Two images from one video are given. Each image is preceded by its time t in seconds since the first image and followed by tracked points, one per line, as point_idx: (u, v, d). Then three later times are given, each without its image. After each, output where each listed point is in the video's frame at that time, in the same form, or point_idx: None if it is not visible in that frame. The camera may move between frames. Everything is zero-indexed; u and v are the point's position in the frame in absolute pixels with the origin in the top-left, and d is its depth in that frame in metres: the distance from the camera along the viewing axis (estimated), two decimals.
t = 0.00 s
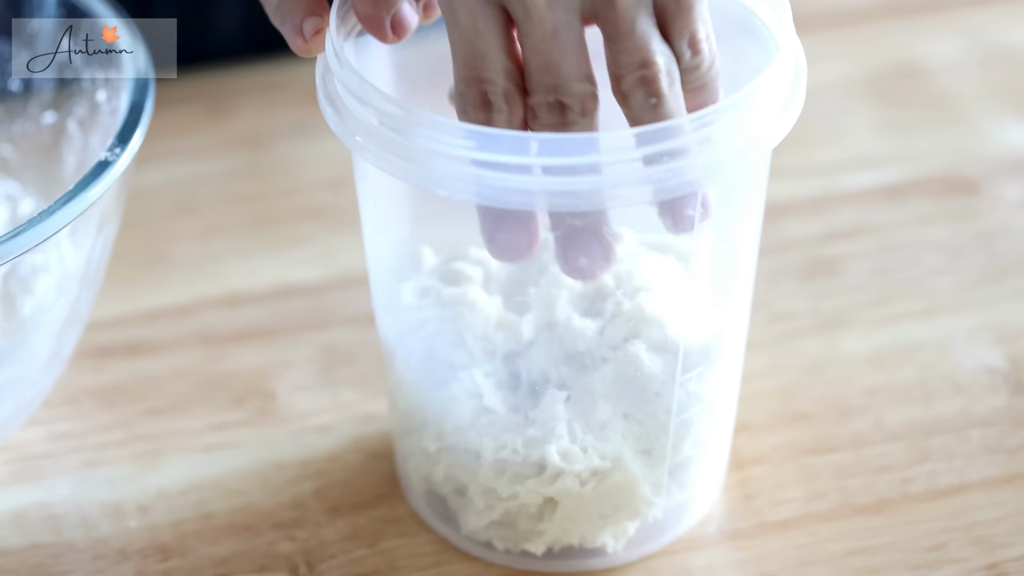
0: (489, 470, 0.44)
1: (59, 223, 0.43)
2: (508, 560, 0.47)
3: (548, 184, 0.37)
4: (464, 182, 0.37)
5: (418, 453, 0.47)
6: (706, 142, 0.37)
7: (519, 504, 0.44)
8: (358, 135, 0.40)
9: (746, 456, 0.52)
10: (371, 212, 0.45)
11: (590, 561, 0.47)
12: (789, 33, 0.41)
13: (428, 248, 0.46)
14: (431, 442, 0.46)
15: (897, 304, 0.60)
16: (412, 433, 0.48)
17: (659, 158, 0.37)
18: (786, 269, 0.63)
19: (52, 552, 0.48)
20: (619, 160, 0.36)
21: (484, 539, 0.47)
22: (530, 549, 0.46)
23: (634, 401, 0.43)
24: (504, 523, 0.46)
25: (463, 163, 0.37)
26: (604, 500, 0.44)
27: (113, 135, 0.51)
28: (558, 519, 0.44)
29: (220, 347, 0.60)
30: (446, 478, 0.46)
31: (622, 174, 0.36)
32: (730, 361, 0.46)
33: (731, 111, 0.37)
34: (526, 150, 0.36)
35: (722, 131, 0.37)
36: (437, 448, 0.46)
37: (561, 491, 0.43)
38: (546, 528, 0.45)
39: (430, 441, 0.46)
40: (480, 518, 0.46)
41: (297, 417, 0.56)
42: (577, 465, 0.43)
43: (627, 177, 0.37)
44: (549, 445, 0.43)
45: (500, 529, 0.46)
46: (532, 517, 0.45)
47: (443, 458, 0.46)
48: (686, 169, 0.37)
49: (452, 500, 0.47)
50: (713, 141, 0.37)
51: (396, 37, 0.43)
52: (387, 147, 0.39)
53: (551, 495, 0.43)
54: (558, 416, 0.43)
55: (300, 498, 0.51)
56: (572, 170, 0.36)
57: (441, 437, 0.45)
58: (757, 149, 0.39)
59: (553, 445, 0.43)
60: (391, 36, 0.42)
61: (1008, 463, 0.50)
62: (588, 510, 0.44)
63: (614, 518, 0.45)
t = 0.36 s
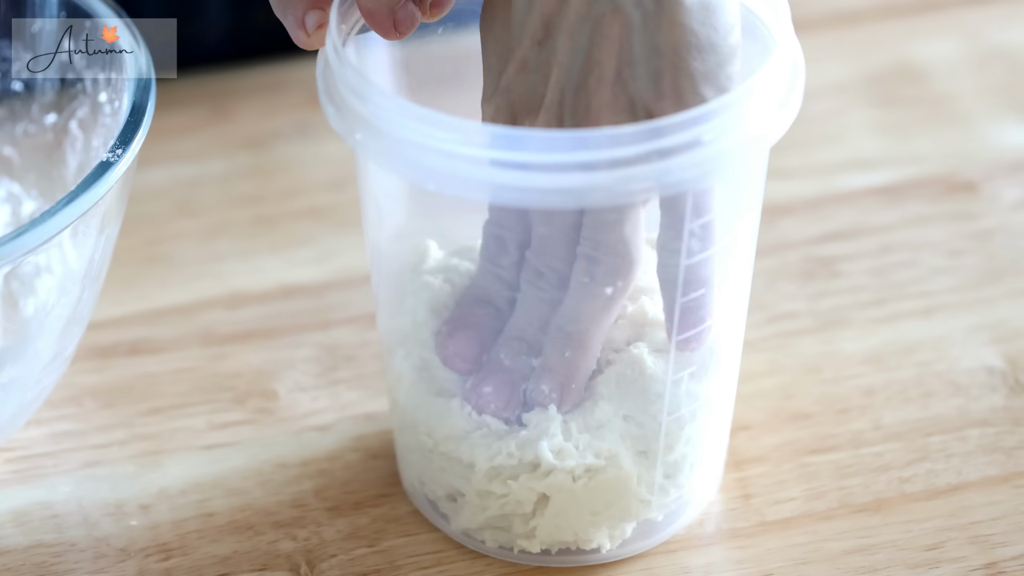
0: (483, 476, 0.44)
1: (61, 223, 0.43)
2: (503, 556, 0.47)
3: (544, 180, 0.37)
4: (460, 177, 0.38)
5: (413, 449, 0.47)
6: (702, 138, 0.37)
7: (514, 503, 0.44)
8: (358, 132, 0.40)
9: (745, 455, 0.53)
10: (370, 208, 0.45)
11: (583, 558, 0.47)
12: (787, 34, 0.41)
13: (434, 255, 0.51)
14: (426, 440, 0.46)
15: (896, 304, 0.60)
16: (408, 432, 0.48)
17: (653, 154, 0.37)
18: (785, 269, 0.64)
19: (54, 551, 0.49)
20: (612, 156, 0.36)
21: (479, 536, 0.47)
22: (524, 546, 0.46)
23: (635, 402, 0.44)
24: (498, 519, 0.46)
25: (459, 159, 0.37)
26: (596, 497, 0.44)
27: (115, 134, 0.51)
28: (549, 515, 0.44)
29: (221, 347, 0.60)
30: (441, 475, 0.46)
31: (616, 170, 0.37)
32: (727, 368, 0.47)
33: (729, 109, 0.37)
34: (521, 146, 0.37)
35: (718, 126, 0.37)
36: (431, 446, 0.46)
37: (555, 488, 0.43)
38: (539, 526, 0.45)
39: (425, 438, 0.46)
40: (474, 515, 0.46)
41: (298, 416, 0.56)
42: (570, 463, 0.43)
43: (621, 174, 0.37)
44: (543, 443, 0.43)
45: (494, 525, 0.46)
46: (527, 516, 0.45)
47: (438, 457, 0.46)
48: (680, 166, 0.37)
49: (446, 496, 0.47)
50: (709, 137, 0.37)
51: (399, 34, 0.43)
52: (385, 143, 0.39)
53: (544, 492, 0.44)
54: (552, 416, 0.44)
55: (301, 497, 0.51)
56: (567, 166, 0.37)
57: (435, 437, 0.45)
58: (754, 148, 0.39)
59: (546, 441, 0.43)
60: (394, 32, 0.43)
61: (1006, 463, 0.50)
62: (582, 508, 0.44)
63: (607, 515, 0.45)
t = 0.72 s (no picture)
0: (469, 473, 0.44)
1: (59, 223, 0.43)
2: (493, 558, 0.47)
3: (527, 183, 0.37)
4: (444, 178, 0.38)
5: (404, 448, 0.48)
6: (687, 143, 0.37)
7: (500, 505, 0.45)
8: (352, 135, 0.40)
9: (746, 455, 0.52)
10: (364, 208, 0.45)
11: (572, 561, 0.47)
12: (781, 37, 0.41)
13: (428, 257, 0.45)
14: (415, 439, 0.46)
15: (897, 304, 0.60)
16: (399, 431, 0.48)
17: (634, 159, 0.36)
18: (785, 269, 0.63)
19: (52, 552, 0.48)
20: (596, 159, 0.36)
21: (466, 538, 0.47)
22: (511, 547, 0.46)
23: (622, 409, 0.43)
24: (485, 521, 0.46)
25: (446, 161, 0.37)
26: (582, 502, 0.44)
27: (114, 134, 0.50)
28: (535, 518, 0.45)
29: (220, 347, 0.60)
30: (429, 475, 0.46)
31: (595, 175, 0.37)
32: (719, 374, 0.47)
33: (718, 113, 0.37)
34: (510, 148, 0.36)
35: (704, 130, 0.37)
36: (419, 445, 0.46)
37: (539, 491, 0.43)
38: (523, 528, 0.45)
39: (414, 438, 0.46)
40: (461, 516, 0.46)
41: (297, 417, 0.56)
42: (554, 467, 0.43)
43: (601, 179, 0.37)
44: (527, 446, 0.43)
45: (482, 527, 0.46)
46: (512, 517, 0.45)
47: (426, 457, 0.46)
48: (660, 171, 0.37)
49: (435, 498, 0.47)
50: (694, 141, 0.37)
51: (395, 34, 0.45)
52: (375, 143, 0.39)
53: (529, 495, 0.44)
54: (541, 421, 0.43)
55: (300, 498, 0.51)
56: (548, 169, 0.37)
57: (424, 437, 0.46)
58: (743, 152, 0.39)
59: (530, 446, 0.43)
60: (389, 32, 0.45)
61: (1008, 463, 0.50)
62: (567, 510, 0.44)
63: (593, 520, 0.45)
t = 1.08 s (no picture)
0: (469, 471, 0.45)
1: (61, 223, 0.43)
2: (493, 556, 0.48)
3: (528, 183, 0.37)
4: (445, 177, 0.38)
5: (404, 447, 0.48)
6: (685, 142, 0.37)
7: (500, 503, 0.45)
8: (351, 134, 0.40)
9: (745, 454, 0.53)
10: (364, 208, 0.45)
11: (572, 559, 0.47)
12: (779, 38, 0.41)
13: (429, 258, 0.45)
14: (415, 437, 0.46)
15: (896, 304, 0.60)
16: (399, 431, 0.48)
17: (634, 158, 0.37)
18: (784, 269, 0.64)
19: (55, 551, 0.48)
20: (596, 159, 0.36)
21: (467, 536, 0.48)
22: (510, 546, 0.46)
23: (624, 408, 0.44)
24: (485, 519, 0.46)
25: (448, 160, 0.38)
26: (582, 500, 0.44)
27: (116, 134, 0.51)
28: (535, 516, 0.45)
29: (221, 346, 0.60)
30: (429, 473, 0.47)
31: (595, 173, 0.37)
32: (719, 373, 0.47)
33: (715, 113, 0.37)
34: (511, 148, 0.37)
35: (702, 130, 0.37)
36: (420, 443, 0.46)
37: (539, 489, 0.44)
38: (523, 527, 0.45)
39: (414, 437, 0.46)
40: (461, 514, 0.46)
41: (298, 416, 0.56)
42: (553, 464, 0.43)
43: (602, 178, 0.37)
44: (527, 444, 0.43)
45: (483, 525, 0.46)
46: (512, 516, 0.45)
47: (426, 455, 0.46)
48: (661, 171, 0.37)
49: (435, 496, 0.48)
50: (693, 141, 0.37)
51: (393, 35, 0.46)
52: (376, 142, 0.39)
53: (529, 493, 0.44)
54: (540, 419, 0.43)
55: (301, 497, 0.51)
56: (548, 169, 0.37)
57: (424, 435, 0.46)
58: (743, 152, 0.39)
59: (530, 444, 0.43)
60: (388, 36, 0.46)
61: (1006, 462, 0.50)
62: (566, 508, 0.44)
63: (593, 518, 0.45)
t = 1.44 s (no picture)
0: (468, 470, 0.45)
1: (62, 224, 0.43)
2: (492, 556, 0.48)
3: (530, 185, 0.37)
4: (446, 178, 0.38)
5: (403, 447, 0.48)
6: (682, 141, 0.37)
7: (499, 502, 0.45)
8: (352, 135, 0.40)
9: (745, 454, 0.53)
10: (363, 207, 0.45)
11: (571, 559, 0.47)
12: (781, 39, 0.41)
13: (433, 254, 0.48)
14: (414, 437, 0.46)
15: (895, 304, 0.60)
16: (398, 430, 0.48)
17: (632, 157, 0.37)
18: (783, 269, 0.64)
19: (56, 550, 0.49)
20: (598, 159, 0.37)
21: (466, 535, 0.48)
22: (509, 545, 0.47)
23: (625, 409, 0.43)
24: (484, 519, 0.46)
25: (450, 161, 0.38)
26: (582, 499, 0.44)
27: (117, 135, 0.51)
28: (534, 516, 0.45)
29: (222, 346, 0.60)
30: (428, 472, 0.47)
31: (596, 173, 0.37)
32: (719, 372, 0.47)
33: (718, 112, 0.37)
34: (513, 148, 0.37)
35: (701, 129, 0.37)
36: (419, 443, 0.46)
37: (539, 488, 0.44)
38: (523, 526, 0.46)
39: (415, 437, 0.46)
40: (460, 513, 0.46)
41: (299, 416, 0.56)
42: (553, 464, 0.43)
43: (602, 178, 0.37)
44: (527, 444, 0.43)
45: (482, 525, 0.47)
46: (511, 515, 0.46)
47: (427, 455, 0.46)
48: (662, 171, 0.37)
49: (435, 495, 0.48)
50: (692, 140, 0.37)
51: (395, 36, 0.45)
52: (377, 143, 0.39)
53: (528, 492, 0.44)
54: (539, 419, 0.43)
55: (301, 496, 0.51)
56: (548, 169, 0.37)
57: (424, 434, 0.46)
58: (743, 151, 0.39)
59: (530, 444, 0.43)
60: (389, 35, 0.45)
61: (1005, 462, 0.50)
62: (566, 508, 0.45)
63: (592, 518, 0.45)
